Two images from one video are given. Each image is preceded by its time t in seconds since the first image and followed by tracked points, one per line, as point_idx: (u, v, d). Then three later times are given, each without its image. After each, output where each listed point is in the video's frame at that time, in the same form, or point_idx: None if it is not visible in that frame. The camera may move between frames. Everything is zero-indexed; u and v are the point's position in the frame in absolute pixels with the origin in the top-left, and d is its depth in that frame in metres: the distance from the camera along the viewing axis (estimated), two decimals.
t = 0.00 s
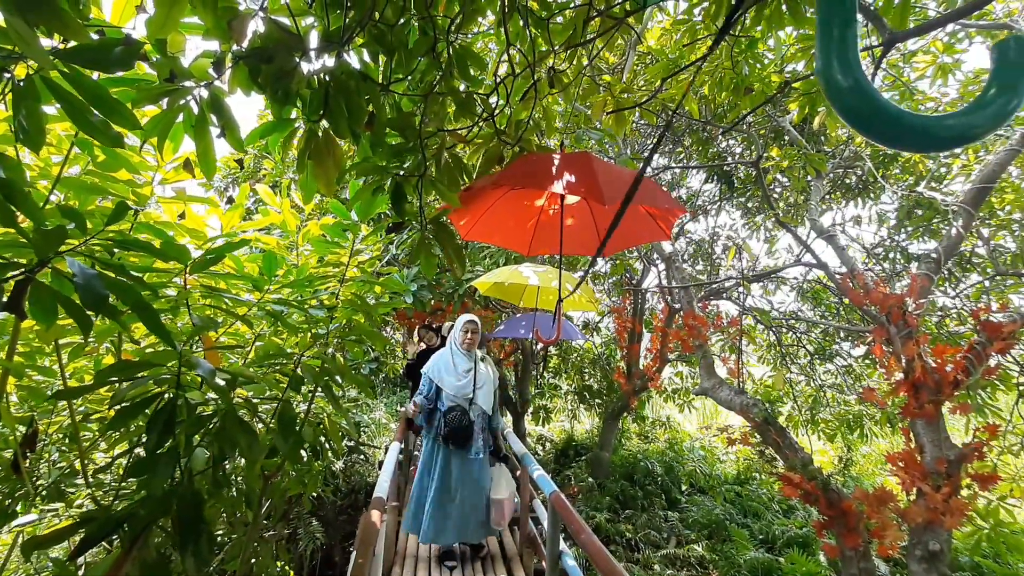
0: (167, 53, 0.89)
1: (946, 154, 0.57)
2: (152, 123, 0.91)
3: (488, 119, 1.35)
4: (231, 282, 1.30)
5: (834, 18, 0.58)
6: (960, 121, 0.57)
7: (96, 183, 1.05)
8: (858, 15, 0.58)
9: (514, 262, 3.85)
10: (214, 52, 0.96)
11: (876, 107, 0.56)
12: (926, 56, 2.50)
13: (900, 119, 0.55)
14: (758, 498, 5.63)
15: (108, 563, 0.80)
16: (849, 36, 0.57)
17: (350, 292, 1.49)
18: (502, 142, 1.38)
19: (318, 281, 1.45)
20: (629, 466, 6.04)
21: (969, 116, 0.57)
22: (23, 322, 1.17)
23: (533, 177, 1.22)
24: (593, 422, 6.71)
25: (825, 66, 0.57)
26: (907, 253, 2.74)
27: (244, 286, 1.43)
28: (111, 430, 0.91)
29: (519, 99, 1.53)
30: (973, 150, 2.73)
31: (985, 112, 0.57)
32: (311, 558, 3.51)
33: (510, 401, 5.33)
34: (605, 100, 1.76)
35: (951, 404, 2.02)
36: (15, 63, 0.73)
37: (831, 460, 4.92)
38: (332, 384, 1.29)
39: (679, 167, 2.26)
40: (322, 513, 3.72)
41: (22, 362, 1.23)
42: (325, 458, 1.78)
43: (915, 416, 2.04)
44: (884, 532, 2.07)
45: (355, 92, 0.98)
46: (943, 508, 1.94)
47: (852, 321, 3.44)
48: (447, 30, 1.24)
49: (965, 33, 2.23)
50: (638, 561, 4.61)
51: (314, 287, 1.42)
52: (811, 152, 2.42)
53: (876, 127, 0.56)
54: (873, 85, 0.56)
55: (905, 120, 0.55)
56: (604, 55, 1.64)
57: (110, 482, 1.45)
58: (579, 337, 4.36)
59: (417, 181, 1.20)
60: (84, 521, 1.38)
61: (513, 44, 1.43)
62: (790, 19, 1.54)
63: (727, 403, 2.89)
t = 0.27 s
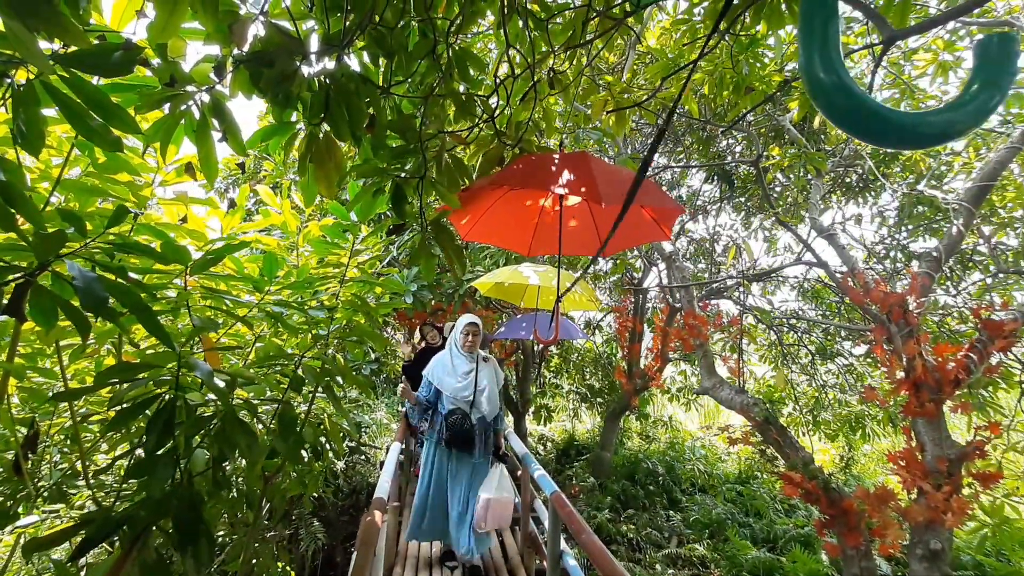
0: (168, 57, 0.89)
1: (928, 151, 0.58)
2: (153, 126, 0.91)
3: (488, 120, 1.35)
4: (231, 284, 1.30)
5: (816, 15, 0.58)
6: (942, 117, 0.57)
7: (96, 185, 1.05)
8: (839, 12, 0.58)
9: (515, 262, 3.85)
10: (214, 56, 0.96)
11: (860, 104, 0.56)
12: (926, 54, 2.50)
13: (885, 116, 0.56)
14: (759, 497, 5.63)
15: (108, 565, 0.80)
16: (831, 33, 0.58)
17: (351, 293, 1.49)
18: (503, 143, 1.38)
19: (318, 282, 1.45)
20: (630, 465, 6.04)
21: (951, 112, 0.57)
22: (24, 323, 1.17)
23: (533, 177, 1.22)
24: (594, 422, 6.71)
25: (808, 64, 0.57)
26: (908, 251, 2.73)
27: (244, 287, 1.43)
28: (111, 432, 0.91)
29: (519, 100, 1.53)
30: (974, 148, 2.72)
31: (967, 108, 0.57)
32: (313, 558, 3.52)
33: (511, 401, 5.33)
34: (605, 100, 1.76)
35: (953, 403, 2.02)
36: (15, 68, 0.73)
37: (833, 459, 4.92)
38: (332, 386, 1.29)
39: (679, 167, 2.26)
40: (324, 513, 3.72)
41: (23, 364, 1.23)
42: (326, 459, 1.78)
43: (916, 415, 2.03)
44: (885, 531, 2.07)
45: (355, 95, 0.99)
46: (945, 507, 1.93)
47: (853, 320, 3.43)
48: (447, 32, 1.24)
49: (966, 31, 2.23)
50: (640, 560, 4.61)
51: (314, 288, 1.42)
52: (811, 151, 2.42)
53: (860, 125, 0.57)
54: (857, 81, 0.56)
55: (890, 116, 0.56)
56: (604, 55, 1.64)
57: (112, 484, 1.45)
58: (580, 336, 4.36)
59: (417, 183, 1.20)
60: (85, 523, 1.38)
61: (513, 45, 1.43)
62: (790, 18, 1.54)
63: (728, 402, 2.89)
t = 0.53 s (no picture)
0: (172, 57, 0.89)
1: (930, 142, 0.58)
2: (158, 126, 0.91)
3: (491, 119, 1.36)
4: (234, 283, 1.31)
5: (820, 6, 0.59)
6: (944, 109, 0.57)
7: (100, 186, 1.05)
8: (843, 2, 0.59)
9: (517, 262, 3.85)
10: (220, 57, 0.96)
11: (862, 95, 0.56)
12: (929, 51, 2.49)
13: (887, 106, 0.56)
14: (761, 496, 5.63)
15: (111, 564, 0.81)
16: (835, 24, 0.58)
17: (354, 292, 1.49)
18: (506, 142, 1.38)
19: (321, 282, 1.45)
20: (632, 464, 6.04)
21: (955, 102, 0.57)
22: (28, 323, 1.17)
23: (537, 176, 1.22)
24: (596, 421, 6.71)
25: (812, 56, 0.58)
26: (911, 249, 2.73)
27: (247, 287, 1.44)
28: (115, 431, 0.92)
29: (521, 99, 1.54)
30: (977, 145, 2.71)
31: (970, 99, 0.58)
32: (315, 558, 3.52)
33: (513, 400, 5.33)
34: (607, 99, 1.76)
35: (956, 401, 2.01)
36: (19, 68, 0.74)
37: (835, 458, 4.92)
38: (336, 385, 1.29)
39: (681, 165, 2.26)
40: (326, 513, 3.72)
41: (27, 364, 1.24)
42: (329, 458, 1.79)
43: (919, 413, 2.03)
44: (888, 530, 2.07)
45: (360, 95, 0.99)
46: (948, 505, 1.93)
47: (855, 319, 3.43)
48: (450, 32, 1.24)
49: (968, 28, 2.22)
50: (642, 559, 4.61)
51: (317, 288, 1.42)
52: (813, 149, 2.42)
53: (861, 116, 0.57)
54: (858, 72, 0.57)
55: (892, 107, 0.56)
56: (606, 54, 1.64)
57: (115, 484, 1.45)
58: (581, 335, 4.36)
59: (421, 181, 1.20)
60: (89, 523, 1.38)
61: (516, 44, 1.44)
62: (793, 16, 1.54)
63: (730, 400, 2.89)
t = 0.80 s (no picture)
0: (177, 58, 0.90)
1: (940, 137, 0.59)
2: (164, 127, 0.92)
3: (494, 118, 1.36)
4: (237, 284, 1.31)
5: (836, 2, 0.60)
6: (959, 104, 0.58)
7: (103, 186, 1.05)
8: None
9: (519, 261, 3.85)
10: (224, 57, 0.97)
11: (881, 89, 0.57)
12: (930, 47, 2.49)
13: (903, 101, 0.57)
14: (764, 495, 5.62)
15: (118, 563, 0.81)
16: (853, 19, 0.58)
17: (357, 292, 1.49)
18: (509, 140, 1.38)
19: (325, 281, 1.45)
20: (634, 463, 6.03)
21: (966, 99, 0.58)
22: (33, 324, 1.18)
23: (540, 173, 1.23)
24: (598, 420, 6.71)
25: (831, 49, 0.58)
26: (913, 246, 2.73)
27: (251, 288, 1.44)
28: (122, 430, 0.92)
29: (523, 97, 1.54)
30: (979, 142, 2.71)
31: (982, 96, 0.58)
32: (319, 558, 3.52)
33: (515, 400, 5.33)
34: (609, 97, 1.77)
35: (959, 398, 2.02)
36: (24, 68, 0.74)
37: (838, 456, 4.91)
38: (341, 384, 1.30)
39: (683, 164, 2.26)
40: (329, 513, 3.73)
41: (32, 365, 1.24)
42: (333, 458, 1.79)
43: (922, 410, 2.03)
44: (891, 527, 2.06)
45: (364, 94, 0.99)
46: (951, 503, 1.92)
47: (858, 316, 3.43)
48: (453, 30, 1.25)
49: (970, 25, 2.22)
50: (645, 558, 4.61)
51: (320, 288, 1.43)
52: (814, 147, 2.42)
53: (878, 111, 0.58)
54: (875, 67, 0.57)
55: (907, 102, 0.57)
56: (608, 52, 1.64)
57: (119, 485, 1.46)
58: (583, 334, 4.36)
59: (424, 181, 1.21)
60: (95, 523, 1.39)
61: (518, 43, 1.44)
62: (795, 13, 1.54)
63: (733, 399, 2.89)
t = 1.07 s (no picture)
0: (179, 58, 0.90)
1: (947, 143, 0.59)
2: (166, 127, 0.92)
3: (495, 117, 1.36)
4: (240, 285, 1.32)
5: (851, 4, 0.60)
6: (970, 112, 0.59)
7: (107, 188, 1.06)
8: None
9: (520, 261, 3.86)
10: (226, 57, 0.97)
11: (893, 92, 0.57)
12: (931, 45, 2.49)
13: (912, 106, 0.57)
14: (766, 493, 5.63)
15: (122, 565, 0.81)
16: (868, 23, 0.59)
17: (359, 292, 1.50)
18: (509, 139, 1.39)
19: (327, 282, 1.46)
20: (636, 462, 6.04)
21: (978, 106, 0.59)
22: (38, 326, 1.19)
23: (541, 173, 1.23)
24: (599, 420, 6.72)
25: (846, 53, 0.59)
26: (915, 244, 2.72)
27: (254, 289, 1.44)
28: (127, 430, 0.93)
29: (524, 97, 1.54)
30: (981, 139, 2.70)
31: (993, 103, 0.59)
32: (322, 558, 3.53)
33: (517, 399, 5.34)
34: (609, 96, 1.77)
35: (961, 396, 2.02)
36: (28, 70, 0.74)
37: (840, 454, 4.91)
38: (343, 384, 1.30)
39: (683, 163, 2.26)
40: (332, 513, 3.75)
41: (37, 367, 1.25)
42: (335, 458, 1.80)
43: (924, 408, 2.03)
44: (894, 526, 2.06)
45: (365, 93, 1.00)
46: (954, 501, 1.92)
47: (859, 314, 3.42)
48: (453, 30, 1.25)
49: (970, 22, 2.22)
50: (647, 557, 4.61)
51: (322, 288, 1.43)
52: (815, 145, 2.42)
53: (888, 113, 0.58)
54: (887, 71, 0.57)
55: (917, 107, 0.57)
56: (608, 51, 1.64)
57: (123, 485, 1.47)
58: (585, 334, 4.36)
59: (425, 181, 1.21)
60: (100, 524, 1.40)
61: (519, 42, 1.44)
62: (795, 11, 1.54)
63: (734, 398, 2.89)
